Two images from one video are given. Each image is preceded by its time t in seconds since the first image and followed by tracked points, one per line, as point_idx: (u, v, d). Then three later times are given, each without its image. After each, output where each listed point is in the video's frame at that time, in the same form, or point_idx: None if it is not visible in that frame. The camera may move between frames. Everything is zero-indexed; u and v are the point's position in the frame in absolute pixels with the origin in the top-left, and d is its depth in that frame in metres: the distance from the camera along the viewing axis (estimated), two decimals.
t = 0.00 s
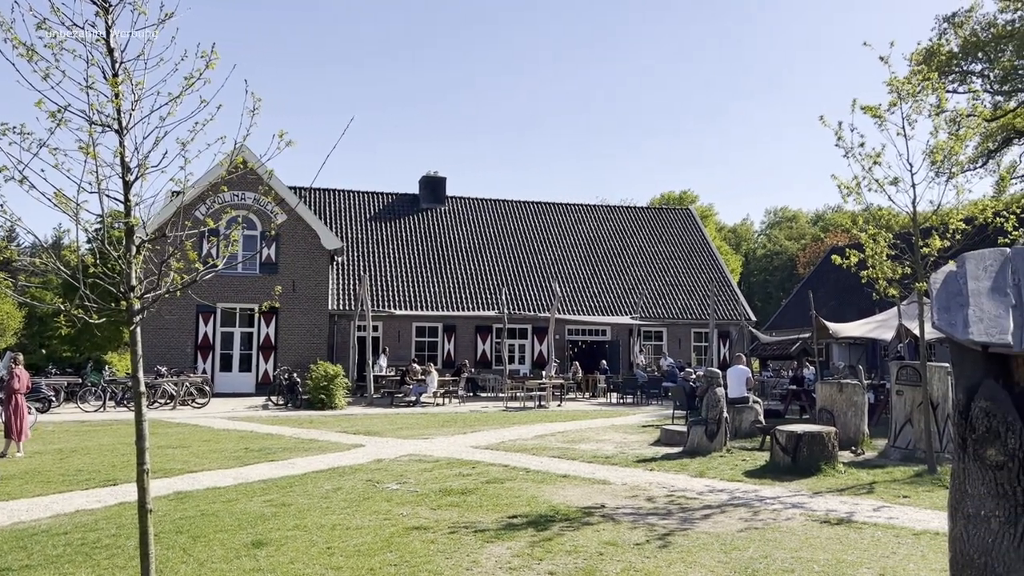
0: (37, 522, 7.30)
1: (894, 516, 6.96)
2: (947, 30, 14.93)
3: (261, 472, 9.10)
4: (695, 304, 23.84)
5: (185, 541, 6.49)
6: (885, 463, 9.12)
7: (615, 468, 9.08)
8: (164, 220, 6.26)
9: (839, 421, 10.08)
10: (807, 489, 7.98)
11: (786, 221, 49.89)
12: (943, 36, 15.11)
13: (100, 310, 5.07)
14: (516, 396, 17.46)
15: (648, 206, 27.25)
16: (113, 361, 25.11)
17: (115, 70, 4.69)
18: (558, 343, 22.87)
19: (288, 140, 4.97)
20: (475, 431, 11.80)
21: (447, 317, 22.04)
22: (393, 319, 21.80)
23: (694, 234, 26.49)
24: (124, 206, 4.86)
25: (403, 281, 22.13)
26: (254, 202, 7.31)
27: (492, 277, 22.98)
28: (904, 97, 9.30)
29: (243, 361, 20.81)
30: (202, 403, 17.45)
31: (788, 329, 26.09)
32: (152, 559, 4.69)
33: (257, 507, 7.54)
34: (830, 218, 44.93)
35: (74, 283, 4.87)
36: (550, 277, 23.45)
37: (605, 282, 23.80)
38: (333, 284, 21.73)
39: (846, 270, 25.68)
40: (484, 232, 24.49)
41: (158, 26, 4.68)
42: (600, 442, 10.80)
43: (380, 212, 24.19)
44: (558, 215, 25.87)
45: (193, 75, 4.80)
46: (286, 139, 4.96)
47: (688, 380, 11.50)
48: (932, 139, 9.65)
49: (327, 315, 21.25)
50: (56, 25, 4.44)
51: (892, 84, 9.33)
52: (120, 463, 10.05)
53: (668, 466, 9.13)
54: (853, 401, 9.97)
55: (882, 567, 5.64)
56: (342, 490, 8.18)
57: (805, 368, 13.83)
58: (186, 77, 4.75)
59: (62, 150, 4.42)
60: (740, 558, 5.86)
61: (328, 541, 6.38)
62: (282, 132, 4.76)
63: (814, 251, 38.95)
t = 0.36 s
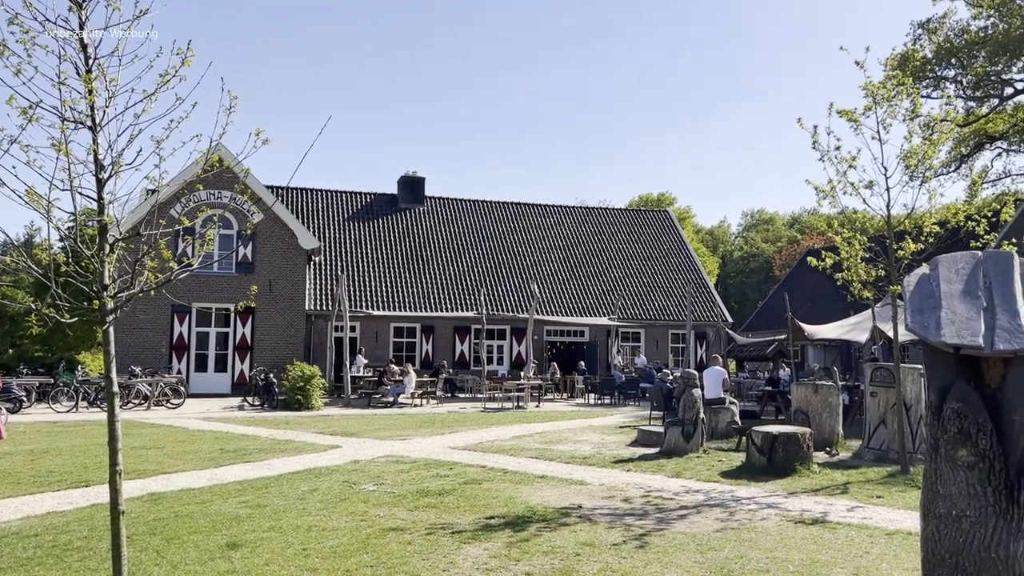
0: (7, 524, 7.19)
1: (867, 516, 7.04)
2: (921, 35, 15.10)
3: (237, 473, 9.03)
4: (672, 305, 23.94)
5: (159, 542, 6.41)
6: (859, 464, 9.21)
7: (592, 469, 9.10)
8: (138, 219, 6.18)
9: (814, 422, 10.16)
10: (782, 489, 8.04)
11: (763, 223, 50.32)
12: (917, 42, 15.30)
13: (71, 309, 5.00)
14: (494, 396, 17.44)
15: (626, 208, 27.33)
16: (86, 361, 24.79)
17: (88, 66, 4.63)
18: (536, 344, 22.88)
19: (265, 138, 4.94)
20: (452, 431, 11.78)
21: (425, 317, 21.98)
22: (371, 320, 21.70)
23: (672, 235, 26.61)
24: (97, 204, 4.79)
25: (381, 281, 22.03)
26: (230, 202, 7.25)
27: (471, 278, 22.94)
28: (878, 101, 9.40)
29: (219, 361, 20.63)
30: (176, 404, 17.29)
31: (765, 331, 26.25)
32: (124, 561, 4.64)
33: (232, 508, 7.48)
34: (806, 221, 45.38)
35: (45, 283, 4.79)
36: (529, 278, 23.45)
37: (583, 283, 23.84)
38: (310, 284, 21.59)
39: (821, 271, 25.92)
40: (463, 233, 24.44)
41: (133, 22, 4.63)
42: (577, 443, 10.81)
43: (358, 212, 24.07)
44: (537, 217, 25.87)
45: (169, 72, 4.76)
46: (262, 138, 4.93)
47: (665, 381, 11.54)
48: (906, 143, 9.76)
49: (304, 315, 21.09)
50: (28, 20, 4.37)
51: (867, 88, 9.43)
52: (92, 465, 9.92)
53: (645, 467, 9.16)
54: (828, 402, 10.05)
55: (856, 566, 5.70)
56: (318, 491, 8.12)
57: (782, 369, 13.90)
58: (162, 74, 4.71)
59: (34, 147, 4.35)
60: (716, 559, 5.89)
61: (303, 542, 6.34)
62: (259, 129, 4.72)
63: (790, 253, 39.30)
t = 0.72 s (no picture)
0: None
1: (836, 516, 7.11)
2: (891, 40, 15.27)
3: (206, 475, 8.93)
4: (646, 306, 24.06)
5: (126, 545, 6.32)
6: (828, 464, 9.31)
7: (565, 470, 9.11)
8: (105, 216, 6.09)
9: (784, 423, 10.25)
10: (753, 489, 8.11)
11: (736, 226, 50.71)
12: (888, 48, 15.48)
13: (36, 308, 4.92)
14: (468, 397, 17.41)
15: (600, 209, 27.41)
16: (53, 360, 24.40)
17: (55, 62, 4.56)
18: (511, 345, 22.89)
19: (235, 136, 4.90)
20: (426, 433, 11.74)
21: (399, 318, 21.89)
22: (345, 320, 21.58)
23: (646, 238, 26.74)
24: (63, 201, 4.72)
25: (355, 282, 21.92)
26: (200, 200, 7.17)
27: (445, 279, 22.89)
28: (850, 106, 9.50)
29: (189, 361, 20.40)
30: (146, 404, 17.09)
31: (737, 332, 26.46)
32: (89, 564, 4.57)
33: (202, 510, 7.39)
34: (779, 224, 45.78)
35: (10, 281, 4.71)
36: (503, 279, 23.44)
37: (558, 285, 23.88)
38: (283, 284, 21.41)
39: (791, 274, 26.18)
40: (438, 234, 24.38)
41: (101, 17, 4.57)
42: (551, 444, 10.82)
43: (332, 211, 23.91)
44: (512, 218, 25.88)
45: (138, 69, 4.70)
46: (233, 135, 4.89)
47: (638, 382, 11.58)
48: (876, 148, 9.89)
49: (276, 315, 20.90)
50: None
51: (839, 93, 9.54)
52: (59, 466, 9.76)
53: (617, 468, 9.18)
54: (798, 403, 10.14)
55: (824, 566, 5.76)
56: (289, 492, 8.05)
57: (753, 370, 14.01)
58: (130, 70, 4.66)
59: None
60: (687, 559, 5.93)
61: (273, 544, 6.28)
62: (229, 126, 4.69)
63: (762, 256, 39.63)
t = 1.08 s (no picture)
0: None
1: (805, 516, 7.18)
2: (861, 45, 15.43)
3: (175, 477, 8.82)
4: (620, 308, 24.16)
5: (92, 548, 6.23)
6: (797, 464, 9.40)
7: (537, 471, 9.11)
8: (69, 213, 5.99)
9: (755, 424, 10.33)
10: (723, 490, 8.17)
11: (709, 228, 51.09)
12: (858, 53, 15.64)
13: None
14: (442, 398, 17.38)
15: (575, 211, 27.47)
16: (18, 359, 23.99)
17: (19, 56, 4.49)
18: (485, 346, 22.87)
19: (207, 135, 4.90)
20: (398, 434, 11.69)
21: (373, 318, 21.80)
22: (317, 321, 21.45)
23: (620, 239, 26.84)
24: (27, 198, 4.63)
25: (328, 282, 21.79)
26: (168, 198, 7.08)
27: (419, 279, 22.82)
28: (821, 110, 9.59)
29: (159, 361, 20.16)
30: (114, 405, 16.86)
31: (709, 333, 26.64)
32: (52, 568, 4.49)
33: (170, 512, 7.30)
34: (751, 227, 46.18)
35: None
36: (478, 280, 23.42)
37: (532, 286, 23.91)
38: (255, 284, 21.22)
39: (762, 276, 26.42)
40: (412, 234, 24.30)
41: (67, 13, 4.50)
42: (524, 445, 10.83)
43: (305, 211, 23.74)
44: (486, 218, 25.86)
45: (105, 65, 4.65)
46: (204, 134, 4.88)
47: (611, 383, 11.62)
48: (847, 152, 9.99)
49: (248, 315, 20.70)
50: None
51: (810, 97, 9.62)
52: (22, 468, 9.59)
53: (589, 469, 9.20)
54: (769, 404, 10.22)
55: (793, 565, 5.82)
56: (259, 494, 7.98)
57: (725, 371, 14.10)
58: (96, 66, 4.60)
59: None
60: (658, 559, 5.96)
61: (242, 546, 6.22)
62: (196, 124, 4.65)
63: (734, 258, 39.95)
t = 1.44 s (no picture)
0: None
1: (776, 516, 7.23)
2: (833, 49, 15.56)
3: (144, 479, 8.69)
4: (595, 309, 24.22)
5: (57, 551, 6.13)
6: (769, 464, 9.47)
7: (511, 472, 9.10)
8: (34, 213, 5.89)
9: (727, 424, 10.39)
10: (696, 490, 8.20)
11: (683, 230, 51.40)
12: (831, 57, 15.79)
13: None
14: (416, 399, 17.32)
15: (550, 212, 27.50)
16: None
17: None
18: (460, 346, 22.81)
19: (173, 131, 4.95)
20: (372, 435, 11.62)
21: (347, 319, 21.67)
22: (291, 321, 21.28)
23: (595, 240, 26.91)
24: None
25: (302, 282, 21.63)
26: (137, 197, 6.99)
27: (394, 279, 22.72)
28: (793, 113, 9.64)
29: (129, 362, 19.93)
30: (82, 406, 16.60)
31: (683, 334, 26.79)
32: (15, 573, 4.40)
33: (138, 515, 7.20)
34: (724, 228, 46.51)
35: None
36: (453, 280, 23.37)
37: (507, 286, 23.89)
38: (227, 284, 21.00)
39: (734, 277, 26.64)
40: (386, 234, 24.19)
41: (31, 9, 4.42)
42: (498, 445, 10.82)
43: (278, 210, 23.55)
44: (461, 219, 25.81)
45: (70, 61, 4.57)
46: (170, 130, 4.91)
47: (585, 383, 11.63)
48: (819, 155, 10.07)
49: (220, 315, 20.49)
50: None
51: (783, 100, 9.67)
52: None
53: (563, 469, 9.21)
54: (741, 405, 10.28)
55: (764, 565, 5.85)
56: (230, 496, 7.89)
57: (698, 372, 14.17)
58: (62, 62, 4.53)
59: None
60: (631, 559, 5.97)
61: (212, 549, 6.15)
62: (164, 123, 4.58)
63: (707, 260, 40.23)
